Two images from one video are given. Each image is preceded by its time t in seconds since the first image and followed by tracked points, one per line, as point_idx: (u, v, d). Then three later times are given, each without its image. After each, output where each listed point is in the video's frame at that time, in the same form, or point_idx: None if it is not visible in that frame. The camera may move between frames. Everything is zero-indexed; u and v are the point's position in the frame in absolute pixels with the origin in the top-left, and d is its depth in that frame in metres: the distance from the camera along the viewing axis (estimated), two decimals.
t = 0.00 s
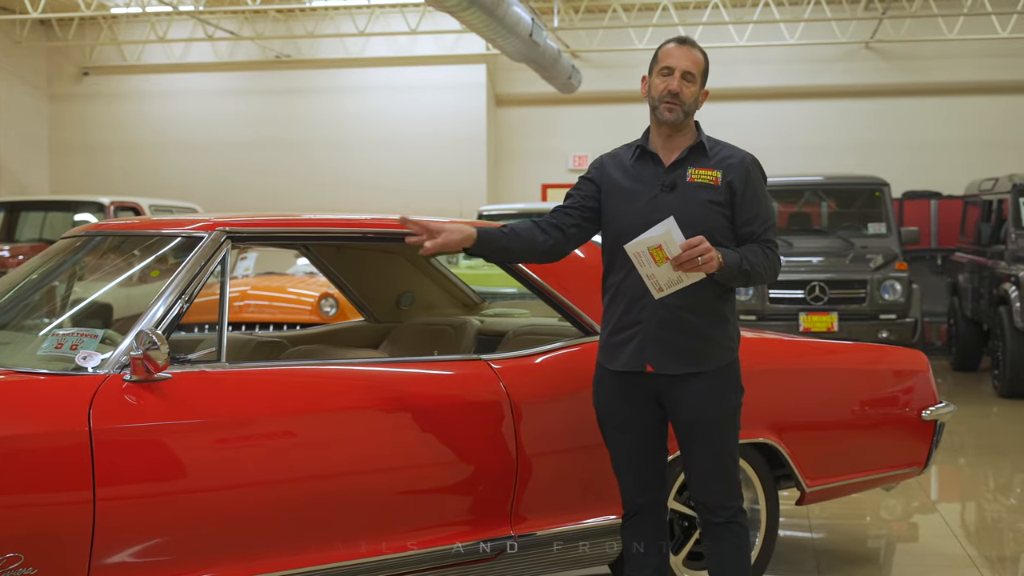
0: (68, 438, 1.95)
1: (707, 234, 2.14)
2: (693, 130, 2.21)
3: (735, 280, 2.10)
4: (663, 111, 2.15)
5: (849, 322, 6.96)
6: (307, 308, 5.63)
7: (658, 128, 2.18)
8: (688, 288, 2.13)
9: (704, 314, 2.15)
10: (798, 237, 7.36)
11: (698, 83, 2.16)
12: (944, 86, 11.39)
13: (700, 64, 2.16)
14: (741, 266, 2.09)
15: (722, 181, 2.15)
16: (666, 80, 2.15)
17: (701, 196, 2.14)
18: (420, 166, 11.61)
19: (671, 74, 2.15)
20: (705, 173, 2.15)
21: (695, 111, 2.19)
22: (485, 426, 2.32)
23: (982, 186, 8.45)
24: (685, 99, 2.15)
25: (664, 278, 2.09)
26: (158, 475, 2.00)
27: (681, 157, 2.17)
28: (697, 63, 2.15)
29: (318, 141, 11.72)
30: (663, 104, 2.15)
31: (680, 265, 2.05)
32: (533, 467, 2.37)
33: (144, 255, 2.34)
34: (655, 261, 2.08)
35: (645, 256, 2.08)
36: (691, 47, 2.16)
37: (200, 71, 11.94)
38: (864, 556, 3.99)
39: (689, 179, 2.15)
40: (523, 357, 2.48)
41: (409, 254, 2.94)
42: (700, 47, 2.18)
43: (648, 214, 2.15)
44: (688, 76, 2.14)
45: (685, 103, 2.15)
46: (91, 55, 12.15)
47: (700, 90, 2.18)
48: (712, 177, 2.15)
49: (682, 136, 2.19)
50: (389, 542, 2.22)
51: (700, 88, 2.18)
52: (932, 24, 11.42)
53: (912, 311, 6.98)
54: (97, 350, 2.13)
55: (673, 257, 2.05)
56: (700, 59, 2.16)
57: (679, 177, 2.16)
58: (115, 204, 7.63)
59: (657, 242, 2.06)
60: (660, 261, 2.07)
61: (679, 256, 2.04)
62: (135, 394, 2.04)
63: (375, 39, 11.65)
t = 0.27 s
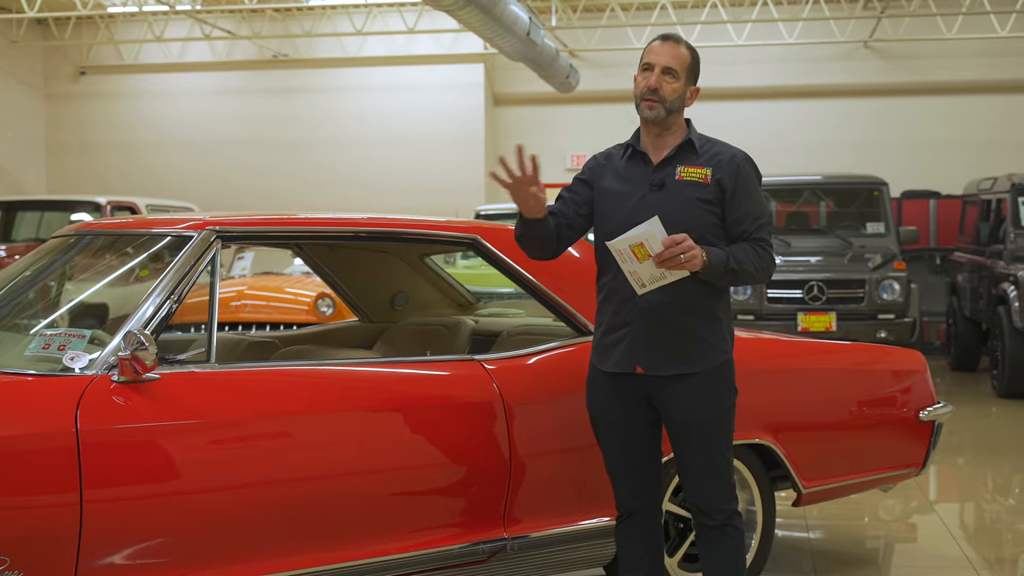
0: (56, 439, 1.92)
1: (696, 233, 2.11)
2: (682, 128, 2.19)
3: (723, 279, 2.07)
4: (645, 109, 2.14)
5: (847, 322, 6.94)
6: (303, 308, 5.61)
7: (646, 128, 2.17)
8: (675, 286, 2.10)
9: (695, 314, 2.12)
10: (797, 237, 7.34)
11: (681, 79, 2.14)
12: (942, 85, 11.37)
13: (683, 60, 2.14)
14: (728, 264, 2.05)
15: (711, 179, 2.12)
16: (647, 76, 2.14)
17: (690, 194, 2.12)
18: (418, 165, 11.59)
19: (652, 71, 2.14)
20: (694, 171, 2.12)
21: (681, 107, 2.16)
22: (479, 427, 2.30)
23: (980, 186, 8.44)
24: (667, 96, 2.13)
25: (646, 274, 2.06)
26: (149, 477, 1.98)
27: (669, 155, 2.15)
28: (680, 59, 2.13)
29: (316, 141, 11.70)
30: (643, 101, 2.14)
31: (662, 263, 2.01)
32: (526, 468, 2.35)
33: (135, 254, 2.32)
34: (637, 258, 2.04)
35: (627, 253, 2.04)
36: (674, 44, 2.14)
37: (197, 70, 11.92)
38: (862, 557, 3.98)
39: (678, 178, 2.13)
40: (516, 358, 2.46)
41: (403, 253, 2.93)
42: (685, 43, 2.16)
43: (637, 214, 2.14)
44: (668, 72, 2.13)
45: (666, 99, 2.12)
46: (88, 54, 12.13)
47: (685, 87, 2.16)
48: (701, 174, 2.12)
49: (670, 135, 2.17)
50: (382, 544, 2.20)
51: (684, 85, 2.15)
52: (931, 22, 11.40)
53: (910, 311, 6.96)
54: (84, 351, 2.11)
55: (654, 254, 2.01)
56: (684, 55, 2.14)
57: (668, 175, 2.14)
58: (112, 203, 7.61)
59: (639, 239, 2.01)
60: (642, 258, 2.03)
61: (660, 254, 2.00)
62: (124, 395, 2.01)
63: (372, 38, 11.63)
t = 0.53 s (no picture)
0: (43, 442, 1.90)
1: (693, 232, 2.09)
2: (680, 127, 2.16)
3: (720, 279, 2.04)
4: (645, 110, 2.11)
5: (845, 322, 6.92)
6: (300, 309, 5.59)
7: (643, 128, 2.15)
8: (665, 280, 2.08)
9: (693, 315, 2.10)
10: (795, 237, 7.32)
11: (681, 79, 2.11)
12: (941, 85, 11.35)
13: (681, 60, 2.11)
14: (724, 264, 2.03)
15: (709, 178, 2.10)
16: (646, 79, 2.11)
17: (687, 193, 2.10)
18: (416, 164, 11.57)
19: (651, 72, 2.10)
20: (691, 171, 2.10)
21: (681, 107, 2.14)
22: (471, 429, 2.28)
23: (979, 185, 8.42)
24: (667, 96, 2.11)
25: (641, 271, 2.01)
26: (139, 480, 1.95)
27: (667, 154, 2.13)
28: (677, 59, 2.10)
29: (314, 140, 11.67)
30: (643, 104, 2.11)
31: (658, 261, 1.96)
32: (520, 471, 2.33)
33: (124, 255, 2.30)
34: (633, 256, 1.99)
35: (623, 252, 1.99)
36: (672, 44, 2.11)
37: (195, 69, 11.89)
38: (860, 559, 3.96)
39: (676, 177, 2.11)
40: (509, 359, 2.44)
41: (397, 254, 2.90)
42: (682, 42, 2.14)
43: (634, 213, 2.12)
44: (668, 73, 2.10)
45: (667, 101, 2.10)
46: (84, 54, 12.10)
47: (684, 86, 2.13)
48: (699, 173, 2.10)
49: (669, 134, 2.14)
50: (375, 547, 2.18)
51: (684, 84, 2.13)
52: (930, 22, 11.38)
53: (909, 311, 6.94)
54: (71, 353, 2.08)
55: (651, 253, 1.96)
56: (682, 55, 2.11)
57: (665, 174, 2.12)
58: (108, 203, 7.60)
59: (637, 240, 1.95)
60: (638, 257, 1.98)
61: (658, 253, 1.95)
62: (111, 397, 1.99)
63: (370, 38, 11.61)
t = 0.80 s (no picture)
0: (28, 441, 1.86)
1: (696, 230, 2.06)
2: (682, 124, 2.14)
3: (724, 277, 2.01)
4: (650, 106, 2.07)
5: (846, 321, 6.88)
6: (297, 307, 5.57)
7: (646, 123, 2.11)
8: (666, 277, 2.04)
9: (695, 314, 2.07)
10: (795, 236, 7.29)
11: (686, 74, 2.09)
12: (942, 84, 11.31)
13: (686, 54, 2.08)
14: (728, 263, 2.00)
15: (712, 175, 2.07)
16: (653, 73, 2.07)
17: (690, 190, 2.07)
18: (415, 163, 11.54)
19: (657, 67, 2.07)
20: (694, 167, 2.07)
21: (685, 103, 2.11)
22: (467, 429, 2.25)
23: (980, 184, 8.38)
24: (673, 92, 2.08)
25: (647, 271, 1.97)
26: (127, 480, 1.92)
27: (669, 150, 2.09)
28: (683, 54, 2.08)
29: (312, 139, 11.65)
30: (650, 100, 2.07)
31: (665, 260, 1.92)
32: (515, 471, 2.30)
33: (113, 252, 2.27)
34: (639, 258, 1.94)
35: (630, 253, 1.94)
36: (677, 38, 2.08)
37: (193, 68, 11.86)
38: (860, 560, 3.93)
39: (678, 173, 2.07)
40: (504, 358, 2.41)
41: (393, 252, 2.87)
42: (686, 36, 2.11)
43: (636, 210, 2.08)
44: (675, 68, 2.07)
45: (673, 97, 2.07)
46: (82, 52, 12.07)
47: (688, 81, 2.11)
48: (703, 170, 2.07)
49: (672, 130, 2.11)
50: (368, 548, 2.15)
51: (688, 80, 2.10)
52: (930, 20, 11.34)
53: (910, 310, 6.90)
54: (58, 351, 2.04)
55: (658, 253, 1.92)
56: (687, 50, 2.09)
57: (668, 171, 2.08)
58: (105, 202, 7.57)
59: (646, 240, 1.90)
60: (645, 258, 1.93)
61: (664, 253, 1.91)
62: (98, 396, 1.95)
63: (369, 36, 11.57)
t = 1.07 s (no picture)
0: (22, 448, 1.83)
1: (706, 232, 2.03)
2: (690, 123, 2.12)
3: (734, 281, 1.98)
4: (660, 106, 2.04)
5: (848, 322, 6.84)
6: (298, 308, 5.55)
7: (654, 124, 2.08)
8: (675, 280, 2.02)
9: (704, 318, 2.04)
10: (797, 237, 7.26)
11: (691, 71, 2.06)
12: (944, 83, 11.27)
13: (689, 51, 2.06)
14: (738, 265, 1.97)
15: (721, 177, 2.04)
16: (659, 73, 2.04)
17: (699, 192, 2.04)
18: (414, 163, 11.51)
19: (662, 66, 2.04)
20: (703, 169, 2.04)
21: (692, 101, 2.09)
22: (466, 435, 2.22)
23: (984, 184, 8.34)
24: (680, 91, 2.05)
25: (655, 277, 1.94)
26: (122, 486, 1.89)
27: (677, 152, 2.06)
28: (687, 51, 2.04)
29: (313, 139, 11.62)
30: (659, 100, 2.03)
31: (674, 266, 1.90)
32: (516, 477, 2.28)
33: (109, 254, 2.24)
34: (650, 263, 1.90)
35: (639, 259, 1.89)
36: (679, 35, 2.05)
37: (194, 68, 11.83)
38: (863, 564, 3.90)
39: (687, 176, 2.04)
40: (504, 362, 2.39)
41: (392, 254, 2.84)
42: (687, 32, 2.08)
43: (645, 213, 2.05)
44: (680, 66, 2.04)
45: (681, 96, 2.04)
46: (83, 52, 12.06)
47: (694, 78, 2.08)
48: (711, 172, 2.04)
49: (680, 130, 2.08)
50: (367, 555, 2.12)
51: (693, 77, 2.07)
52: (933, 20, 11.29)
53: (913, 311, 6.84)
54: (50, 356, 2.02)
55: (668, 258, 1.89)
56: (690, 47, 2.06)
57: (676, 173, 2.05)
58: (105, 202, 7.55)
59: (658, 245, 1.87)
60: (655, 263, 1.90)
61: (675, 258, 1.88)
62: (92, 402, 1.92)
63: (370, 36, 11.54)
